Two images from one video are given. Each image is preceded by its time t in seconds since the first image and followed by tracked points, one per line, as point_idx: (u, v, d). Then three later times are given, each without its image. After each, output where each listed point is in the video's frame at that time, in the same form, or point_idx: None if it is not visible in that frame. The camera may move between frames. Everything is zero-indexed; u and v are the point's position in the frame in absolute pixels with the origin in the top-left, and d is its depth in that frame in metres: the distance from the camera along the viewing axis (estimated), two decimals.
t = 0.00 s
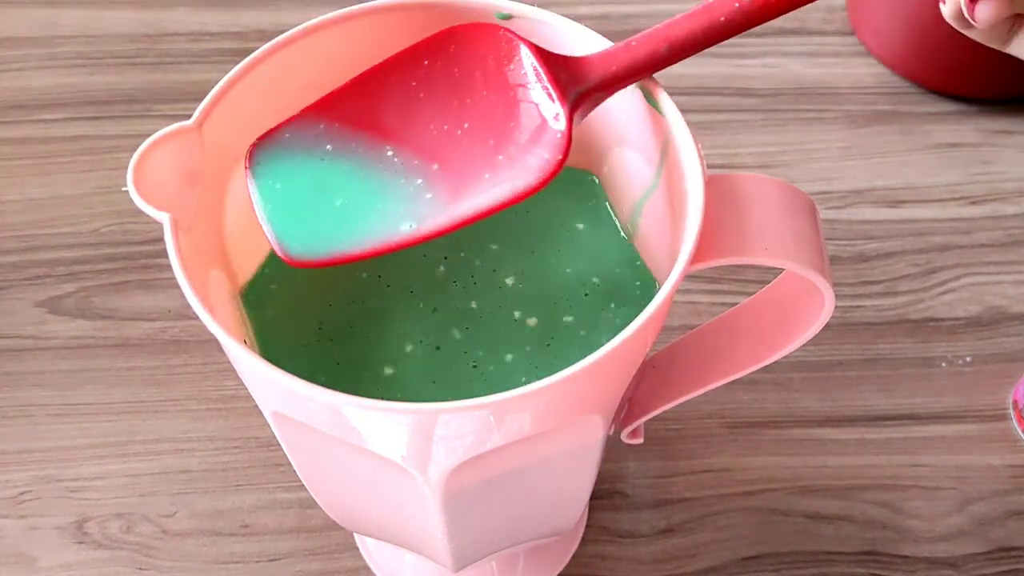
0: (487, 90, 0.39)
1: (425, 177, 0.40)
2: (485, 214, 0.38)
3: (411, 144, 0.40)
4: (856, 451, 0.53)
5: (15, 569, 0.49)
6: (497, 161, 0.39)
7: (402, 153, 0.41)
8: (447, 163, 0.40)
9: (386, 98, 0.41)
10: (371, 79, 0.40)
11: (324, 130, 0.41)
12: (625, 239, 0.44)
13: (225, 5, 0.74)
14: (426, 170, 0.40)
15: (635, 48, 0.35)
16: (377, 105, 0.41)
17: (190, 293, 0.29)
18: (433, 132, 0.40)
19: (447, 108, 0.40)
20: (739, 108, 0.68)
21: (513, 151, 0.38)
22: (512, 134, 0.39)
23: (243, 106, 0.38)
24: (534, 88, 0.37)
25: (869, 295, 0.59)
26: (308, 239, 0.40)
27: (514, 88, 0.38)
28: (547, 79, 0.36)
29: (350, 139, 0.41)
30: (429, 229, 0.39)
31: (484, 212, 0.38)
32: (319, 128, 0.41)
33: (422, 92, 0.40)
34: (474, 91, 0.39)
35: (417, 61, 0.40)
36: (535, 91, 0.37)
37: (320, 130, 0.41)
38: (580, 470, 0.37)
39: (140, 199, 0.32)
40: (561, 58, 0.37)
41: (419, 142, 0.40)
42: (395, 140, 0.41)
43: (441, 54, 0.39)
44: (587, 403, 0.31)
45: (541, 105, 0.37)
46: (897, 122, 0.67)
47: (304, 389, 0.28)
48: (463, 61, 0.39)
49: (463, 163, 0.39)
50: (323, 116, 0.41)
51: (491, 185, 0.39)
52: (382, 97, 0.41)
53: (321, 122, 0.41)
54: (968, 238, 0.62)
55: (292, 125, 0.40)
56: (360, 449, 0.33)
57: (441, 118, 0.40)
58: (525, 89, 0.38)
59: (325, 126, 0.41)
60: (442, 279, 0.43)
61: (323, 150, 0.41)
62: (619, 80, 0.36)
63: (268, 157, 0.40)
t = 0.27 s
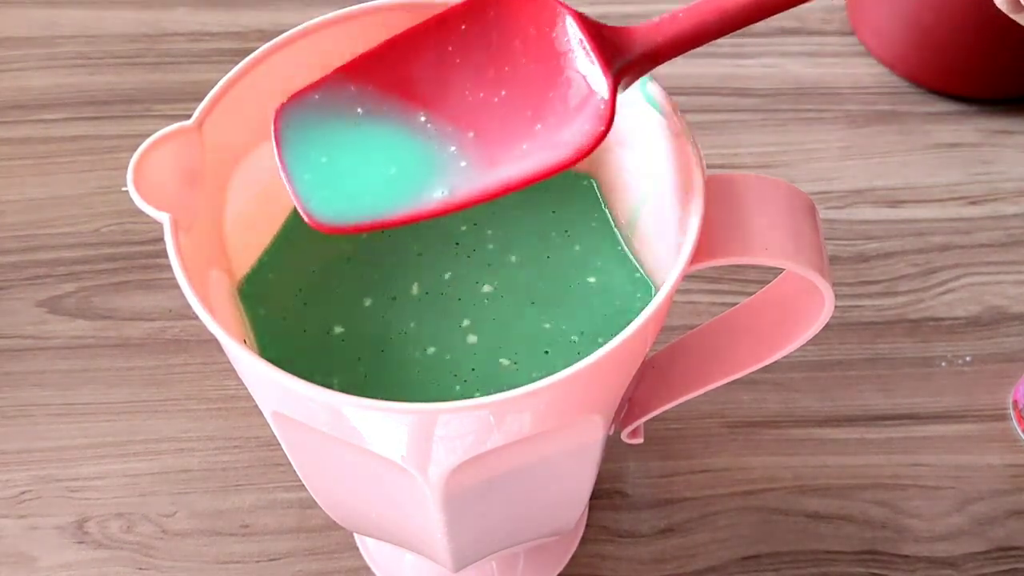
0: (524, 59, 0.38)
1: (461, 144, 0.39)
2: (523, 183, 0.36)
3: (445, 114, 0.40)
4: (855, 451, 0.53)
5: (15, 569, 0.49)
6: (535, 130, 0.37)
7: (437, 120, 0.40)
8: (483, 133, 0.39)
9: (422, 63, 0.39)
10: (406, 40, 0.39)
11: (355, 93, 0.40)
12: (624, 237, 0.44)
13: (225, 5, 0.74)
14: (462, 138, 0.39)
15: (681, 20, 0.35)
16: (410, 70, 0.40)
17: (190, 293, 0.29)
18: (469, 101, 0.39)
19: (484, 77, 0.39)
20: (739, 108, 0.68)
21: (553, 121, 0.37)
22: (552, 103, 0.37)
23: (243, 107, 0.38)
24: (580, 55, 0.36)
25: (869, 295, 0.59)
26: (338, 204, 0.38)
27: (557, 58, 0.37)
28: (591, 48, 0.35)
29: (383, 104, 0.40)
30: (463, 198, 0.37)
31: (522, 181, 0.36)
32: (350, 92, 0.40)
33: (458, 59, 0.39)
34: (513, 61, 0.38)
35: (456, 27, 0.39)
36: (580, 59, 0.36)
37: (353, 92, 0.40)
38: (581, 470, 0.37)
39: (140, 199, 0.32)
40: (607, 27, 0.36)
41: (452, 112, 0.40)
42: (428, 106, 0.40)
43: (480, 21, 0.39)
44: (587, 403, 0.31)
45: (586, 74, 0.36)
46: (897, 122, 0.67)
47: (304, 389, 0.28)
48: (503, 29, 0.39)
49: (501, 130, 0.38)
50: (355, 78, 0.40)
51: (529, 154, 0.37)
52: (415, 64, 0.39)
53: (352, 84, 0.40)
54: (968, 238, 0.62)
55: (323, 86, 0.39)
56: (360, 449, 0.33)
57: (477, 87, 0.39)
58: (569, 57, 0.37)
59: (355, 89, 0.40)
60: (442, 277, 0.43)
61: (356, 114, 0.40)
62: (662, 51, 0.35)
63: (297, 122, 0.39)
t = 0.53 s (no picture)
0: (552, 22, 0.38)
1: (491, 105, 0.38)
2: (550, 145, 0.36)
3: (474, 76, 0.39)
4: (855, 451, 0.53)
5: (16, 568, 0.49)
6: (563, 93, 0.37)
7: (466, 82, 0.39)
8: (510, 94, 0.38)
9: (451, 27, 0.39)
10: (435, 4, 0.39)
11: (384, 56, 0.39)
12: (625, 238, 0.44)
13: (225, 5, 0.74)
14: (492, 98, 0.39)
15: None
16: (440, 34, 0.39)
17: (190, 293, 0.29)
18: (499, 63, 0.39)
19: (514, 40, 0.39)
20: (739, 108, 0.68)
21: (581, 84, 0.37)
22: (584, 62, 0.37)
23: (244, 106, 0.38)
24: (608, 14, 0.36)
25: (869, 295, 0.59)
26: (366, 166, 0.38)
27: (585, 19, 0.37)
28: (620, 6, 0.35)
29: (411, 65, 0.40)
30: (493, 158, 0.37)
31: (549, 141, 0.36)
32: (378, 54, 0.39)
33: (488, 22, 0.39)
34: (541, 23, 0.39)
35: None
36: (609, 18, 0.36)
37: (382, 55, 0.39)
38: (581, 470, 0.37)
39: (140, 199, 0.32)
40: None
41: (481, 72, 0.39)
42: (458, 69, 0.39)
43: None
44: (587, 404, 0.31)
45: (616, 33, 0.36)
46: (897, 122, 0.68)
47: (304, 389, 0.28)
48: None
49: (531, 91, 0.38)
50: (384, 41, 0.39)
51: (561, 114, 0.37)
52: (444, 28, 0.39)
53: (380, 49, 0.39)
54: (968, 238, 0.62)
55: (354, 49, 0.39)
56: (360, 450, 0.33)
57: (506, 50, 0.39)
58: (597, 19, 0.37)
59: (384, 52, 0.39)
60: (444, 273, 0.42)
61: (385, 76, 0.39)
62: (691, 19, 0.35)
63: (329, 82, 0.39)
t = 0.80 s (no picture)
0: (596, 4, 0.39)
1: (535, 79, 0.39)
2: (614, 110, 0.35)
3: (519, 52, 0.40)
4: (855, 451, 0.53)
5: (16, 568, 0.49)
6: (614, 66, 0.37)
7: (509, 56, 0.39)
8: (559, 69, 0.39)
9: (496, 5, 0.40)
10: None
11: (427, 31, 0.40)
12: (625, 238, 0.44)
13: (225, 5, 0.74)
14: (536, 72, 0.39)
15: None
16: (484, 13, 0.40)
17: (190, 294, 0.29)
18: (543, 40, 0.40)
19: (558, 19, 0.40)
20: (738, 107, 0.68)
21: (632, 58, 0.37)
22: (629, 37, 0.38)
23: (245, 106, 0.38)
24: None
25: (869, 295, 0.59)
26: (416, 129, 0.37)
27: None
28: None
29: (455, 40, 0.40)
30: (540, 121, 0.36)
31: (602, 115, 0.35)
32: (421, 29, 0.40)
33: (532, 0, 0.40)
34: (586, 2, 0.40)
35: None
36: None
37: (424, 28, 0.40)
38: (581, 470, 0.37)
39: (140, 199, 0.32)
40: None
41: (528, 49, 0.40)
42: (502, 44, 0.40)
43: None
44: (587, 404, 0.31)
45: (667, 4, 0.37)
46: (896, 121, 0.68)
47: (304, 389, 0.28)
48: None
49: (575, 66, 0.39)
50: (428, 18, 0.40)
51: (606, 83, 0.37)
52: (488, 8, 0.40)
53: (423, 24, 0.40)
54: (968, 238, 0.62)
55: (396, 23, 0.39)
56: (360, 450, 0.33)
57: (549, 29, 0.40)
58: None
59: (426, 27, 0.40)
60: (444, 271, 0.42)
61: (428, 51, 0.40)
62: None
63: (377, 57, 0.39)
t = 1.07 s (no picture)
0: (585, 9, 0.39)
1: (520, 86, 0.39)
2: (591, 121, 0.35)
3: (505, 58, 0.40)
4: (856, 451, 0.53)
5: (16, 568, 0.49)
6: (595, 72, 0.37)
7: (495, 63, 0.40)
8: (542, 75, 0.39)
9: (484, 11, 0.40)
10: None
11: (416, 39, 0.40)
12: (625, 239, 0.44)
13: (225, 5, 0.74)
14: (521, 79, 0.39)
15: None
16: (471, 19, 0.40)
17: (191, 294, 0.29)
18: (530, 47, 0.40)
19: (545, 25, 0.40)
20: (738, 108, 0.68)
21: (613, 65, 0.37)
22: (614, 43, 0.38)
23: (245, 105, 0.38)
24: None
25: (869, 295, 0.59)
26: (400, 142, 0.38)
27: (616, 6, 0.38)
28: None
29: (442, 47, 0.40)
30: (521, 132, 0.37)
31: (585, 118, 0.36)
32: (410, 38, 0.40)
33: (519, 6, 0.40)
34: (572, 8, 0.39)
35: None
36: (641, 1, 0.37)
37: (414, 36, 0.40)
38: (581, 470, 0.37)
39: (140, 199, 0.32)
40: None
41: (514, 57, 0.39)
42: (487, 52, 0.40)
43: None
44: (587, 404, 0.31)
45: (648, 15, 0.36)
46: (896, 121, 0.68)
47: (304, 389, 0.28)
48: None
49: (560, 73, 0.38)
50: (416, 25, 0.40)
51: (589, 92, 0.37)
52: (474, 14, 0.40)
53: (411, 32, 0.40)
54: (968, 237, 0.62)
55: (386, 32, 0.39)
56: (360, 450, 0.33)
57: (536, 35, 0.40)
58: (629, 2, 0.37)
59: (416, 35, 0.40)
60: (444, 271, 0.42)
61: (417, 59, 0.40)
62: None
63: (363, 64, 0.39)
